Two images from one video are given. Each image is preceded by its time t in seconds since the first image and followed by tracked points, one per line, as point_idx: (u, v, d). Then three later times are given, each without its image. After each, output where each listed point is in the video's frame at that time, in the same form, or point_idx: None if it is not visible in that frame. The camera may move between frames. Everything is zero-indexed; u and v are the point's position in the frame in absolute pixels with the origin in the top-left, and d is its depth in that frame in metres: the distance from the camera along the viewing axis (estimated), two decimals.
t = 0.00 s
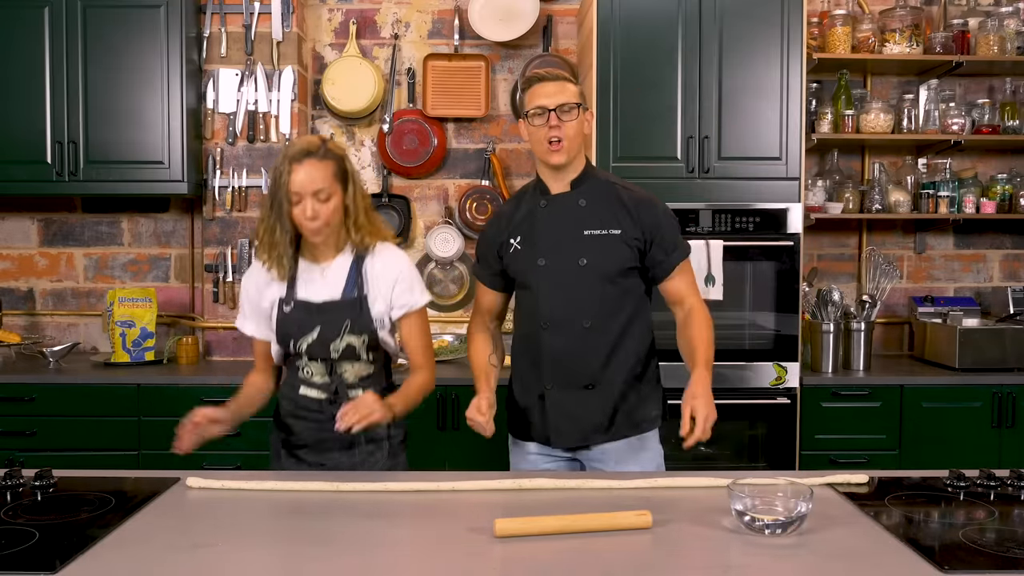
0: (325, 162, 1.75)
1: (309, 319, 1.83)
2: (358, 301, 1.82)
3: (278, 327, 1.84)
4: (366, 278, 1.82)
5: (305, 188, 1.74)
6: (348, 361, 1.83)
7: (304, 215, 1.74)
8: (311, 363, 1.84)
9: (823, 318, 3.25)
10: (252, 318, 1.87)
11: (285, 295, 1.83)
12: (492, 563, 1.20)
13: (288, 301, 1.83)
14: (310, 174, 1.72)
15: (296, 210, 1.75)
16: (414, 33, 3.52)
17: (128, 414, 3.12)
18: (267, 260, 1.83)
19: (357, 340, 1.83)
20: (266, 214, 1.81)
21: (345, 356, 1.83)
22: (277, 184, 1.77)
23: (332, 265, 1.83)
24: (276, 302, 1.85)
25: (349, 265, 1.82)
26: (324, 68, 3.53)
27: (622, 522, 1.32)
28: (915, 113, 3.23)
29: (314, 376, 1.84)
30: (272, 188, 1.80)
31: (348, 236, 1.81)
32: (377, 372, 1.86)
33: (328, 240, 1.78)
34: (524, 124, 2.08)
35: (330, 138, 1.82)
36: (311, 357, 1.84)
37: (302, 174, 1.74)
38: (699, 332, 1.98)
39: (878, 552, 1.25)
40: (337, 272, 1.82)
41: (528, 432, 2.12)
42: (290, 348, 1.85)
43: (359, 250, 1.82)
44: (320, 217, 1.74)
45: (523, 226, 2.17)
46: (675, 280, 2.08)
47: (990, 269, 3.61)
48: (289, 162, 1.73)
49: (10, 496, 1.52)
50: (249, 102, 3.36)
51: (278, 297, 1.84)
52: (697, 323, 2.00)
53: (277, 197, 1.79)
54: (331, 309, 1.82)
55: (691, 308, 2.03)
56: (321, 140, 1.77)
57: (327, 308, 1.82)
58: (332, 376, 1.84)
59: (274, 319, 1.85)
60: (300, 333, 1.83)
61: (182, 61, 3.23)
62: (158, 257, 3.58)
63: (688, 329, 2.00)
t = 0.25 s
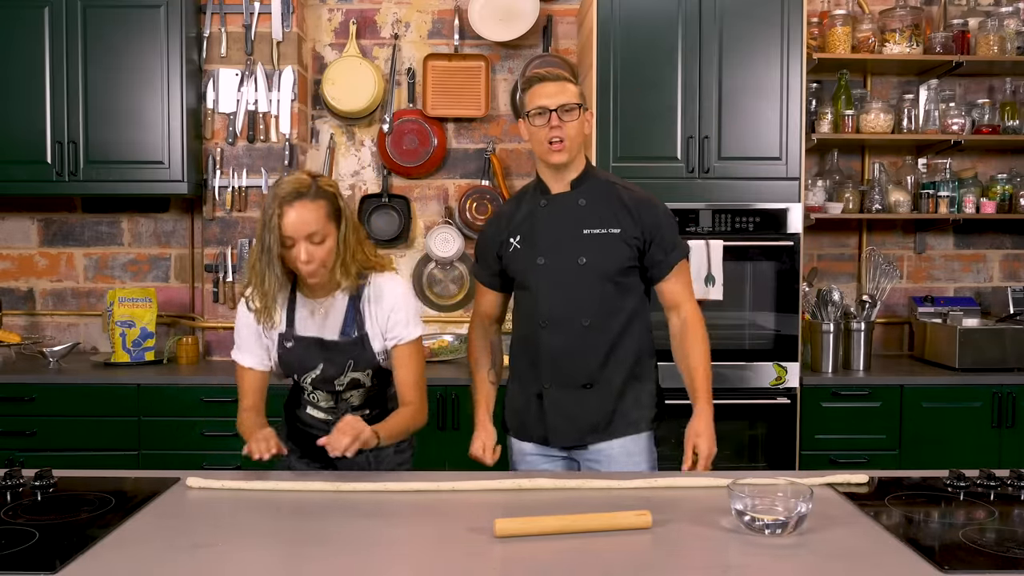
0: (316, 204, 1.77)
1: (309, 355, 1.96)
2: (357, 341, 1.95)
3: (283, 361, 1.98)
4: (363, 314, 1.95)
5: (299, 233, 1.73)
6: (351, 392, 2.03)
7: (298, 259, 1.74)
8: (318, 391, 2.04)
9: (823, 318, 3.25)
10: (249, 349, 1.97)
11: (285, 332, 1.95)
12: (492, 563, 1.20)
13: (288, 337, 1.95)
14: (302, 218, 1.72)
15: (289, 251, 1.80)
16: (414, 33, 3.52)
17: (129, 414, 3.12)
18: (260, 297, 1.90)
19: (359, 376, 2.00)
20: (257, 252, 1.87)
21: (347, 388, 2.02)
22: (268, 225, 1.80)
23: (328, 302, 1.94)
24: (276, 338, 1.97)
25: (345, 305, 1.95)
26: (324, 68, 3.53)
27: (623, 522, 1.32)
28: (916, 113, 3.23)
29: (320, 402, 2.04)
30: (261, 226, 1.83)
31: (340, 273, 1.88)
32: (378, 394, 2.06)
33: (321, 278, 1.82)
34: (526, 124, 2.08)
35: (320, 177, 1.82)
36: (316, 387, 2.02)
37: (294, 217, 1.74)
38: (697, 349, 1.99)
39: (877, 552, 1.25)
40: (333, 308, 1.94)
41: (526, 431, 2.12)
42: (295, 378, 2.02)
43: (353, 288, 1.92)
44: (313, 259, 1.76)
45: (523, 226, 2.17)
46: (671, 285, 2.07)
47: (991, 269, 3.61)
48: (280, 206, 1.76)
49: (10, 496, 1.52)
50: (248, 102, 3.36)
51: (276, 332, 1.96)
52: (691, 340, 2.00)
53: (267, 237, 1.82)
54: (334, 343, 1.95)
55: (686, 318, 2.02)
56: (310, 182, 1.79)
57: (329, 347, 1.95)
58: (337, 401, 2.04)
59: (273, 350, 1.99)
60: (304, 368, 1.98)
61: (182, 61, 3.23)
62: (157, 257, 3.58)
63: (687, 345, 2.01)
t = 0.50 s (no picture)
0: (305, 233, 1.54)
1: (299, 393, 1.72)
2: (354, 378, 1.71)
3: (272, 403, 1.73)
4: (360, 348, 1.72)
5: (287, 267, 1.51)
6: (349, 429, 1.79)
7: (288, 296, 1.52)
8: (309, 429, 1.80)
9: (854, 343, 2.96)
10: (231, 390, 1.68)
11: (270, 369, 1.70)
12: None
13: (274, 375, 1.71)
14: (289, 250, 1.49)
15: (275, 287, 1.56)
16: (405, 29, 3.26)
17: (91, 448, 2.81)
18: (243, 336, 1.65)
19: (357, 414, 1.76)
20: (236, 290, 1.62)
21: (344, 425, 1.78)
22: (250, 259, 1.56)
23: (318, 335, 1.72)
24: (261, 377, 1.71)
25: (340, 341, 1.72)
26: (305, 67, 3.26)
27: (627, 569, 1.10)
28: (956, 118, 2.99)
29: (312, 438, 1.81)
30: (240, 261, 1.59)
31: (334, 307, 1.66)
32: (376, 429, 1.84)
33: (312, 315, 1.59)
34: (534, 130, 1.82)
35: (308, 202, 1.59)
36: (307, 425, 1.78)
37: (280, 248, 1.51)
38: (726, 386, 1.72)
39: None
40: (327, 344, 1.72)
41: (532, 470, 1.86)
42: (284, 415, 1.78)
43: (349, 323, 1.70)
44: (304, 294, 1.53)
45: (529, 240, 1.91)
46: (696, 308, 1.77)
47: None
48: (265, 237, 1.52)
49: None
50: (222, 105, 3.09)
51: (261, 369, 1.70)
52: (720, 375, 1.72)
53: (249, 272, 1.58)
54: (328, 382, 1.71)
55: (715, 349, 1.73)
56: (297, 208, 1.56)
57: (321, 386, 1.71)
58: (332, 439, 1.81)
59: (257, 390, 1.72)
60: (294, 408, 1.73)
61: (148, 59, 2.96)
62: (122, 275, 3.30)
63: (714, 380, 1.73)
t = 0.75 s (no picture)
0: (308, 230, 1.55)
1: (304, 391, 1.71)
2: (359, 376, 1.71)
3: (278, 401, 1.73)
4: (363, 346, 1.71)
5: (290, 264, 1.51)
6: (352, 427, 1.80)
7: (290, 293, 1.52)
8: (314, 426, 1.80)
9: (854, 343, 2.97)
10: (234, 387, 1.69)
11: (276, 366, 1.71)
12: None
13: (279, 372, 1.71)
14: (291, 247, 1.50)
15: (279, 285, 1.56)
16: (405, 29, 3.26)
17: (89, 448, 2.81)
18: (245, 333, 1.66)
19: (361, 412, 1.77)
20: (240, 288, 1.62)
21: (348, 423, 1.78)
22: (253, 256, 1.55)
23: (322, 333, 1.71)
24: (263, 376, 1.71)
25: (343, 338, 1.71)
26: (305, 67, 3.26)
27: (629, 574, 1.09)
28: (956, 117, 2.99)
29: (317, 435, 1.82)
30: (242, 258, 1.59)
31: (337, 306, 1.65)
32: (380, 425, 1.84)
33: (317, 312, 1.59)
34: (545, 130, 1.82)
35: (309, 199, 1.60)
36: (311, 423, 1.79)
37: (283, 245, 1.51)
38: (740, 387, 1.69)
39: None
40: (330, 341, 1.71)
41: (547, 470, 1.88)
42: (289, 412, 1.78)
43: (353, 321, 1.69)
44: (308, 292, 1.53)
45: (542, 241, 1.91)
46: (711, 309, 1.74)
47: None
48: (268, 235, 1.53)
49: None
50: (222, 105, 3.09)
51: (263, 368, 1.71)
52: (733, 372, 1.70)
53: (252, 269, 1.58)
54: (332, 380, 1.70)
55: (730, 348, 1.70)
56: (299, 204, 1.56)
57: (326, 381, 1.70)
58: (336, 436, 1.81)
59: (261, 388, 1.73)
60: (299, 406, 1.73)
61: (148, 60, 2.96)
62: (122, 275, 3.30)
63: (727, 379, 1.71)
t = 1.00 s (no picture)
0: (309, 228, 1.55)
1: (304, 389, 1.71)
2: (360, 375, 1.71)
3: (279, 399, 1.73)
4: (365, 344, 1.72)
5: (290, 261, 1.51)
6: (352, 426, 1.80)
7: (291, 291, 1.52)
8: (314, 425, 1.80)
9: (854, 343, 2.97)
10: (231, 384, 1.69)
11: (276, 363, 1.71)
12: None
13: (279, 369, 1.71)
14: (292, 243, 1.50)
15: (280, 282, 1.55)
16: (405, 29, 3.26)
17: (89, 448, 2.81)
18: (246, 330, 1.65)
19: (362, 411, 1.77)
20: (241, 286, 1.62)
21: (348, 422, 1.78)
22: (254, 253, 1.55)
23: (323, 331, 1.71)
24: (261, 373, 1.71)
25: (344, 336, 1.71)
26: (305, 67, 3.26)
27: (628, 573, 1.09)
28: (956, 118, 2.99)
29: (317, 435, 1.82)
30: (244, 255, 1.59)
31: (340, 305, 1.64)
32: (382, 426, 1.85)
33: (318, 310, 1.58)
34: (555, 130, 1.82)
35: (311, 196, 1.60)
36: (312, 422, 1.79)
37: (284, 242, 1.51)
38: (756, 391, 1.70)
39: None
40: (331, 340, 1.71)
41: (559, 472, 1.88)
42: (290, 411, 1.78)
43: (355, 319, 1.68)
44: (309, 289, 1.53)
45: (554, 242, 1.92)
46: (726, 310, 1.74)
47: None
48: (269, 231, 1.53)
49: None
50: (222, 105, 3.09)
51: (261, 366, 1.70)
52: (749, 377, 1.70)
53: (252, 266, 1.58)
54: (332, 378, 1.71)
55: (745, 352, 1.71)
56: (300, 201, 1.57)
57: (326, 380, 1.71)
58: (336, 435, 1.82)
59: (259, 386, 1.72)
60: (300, 404, 1.73)
61: (148, 60, 2.96)
62: (122, 275, 3.30)
63: (743, 382, 1.71)
